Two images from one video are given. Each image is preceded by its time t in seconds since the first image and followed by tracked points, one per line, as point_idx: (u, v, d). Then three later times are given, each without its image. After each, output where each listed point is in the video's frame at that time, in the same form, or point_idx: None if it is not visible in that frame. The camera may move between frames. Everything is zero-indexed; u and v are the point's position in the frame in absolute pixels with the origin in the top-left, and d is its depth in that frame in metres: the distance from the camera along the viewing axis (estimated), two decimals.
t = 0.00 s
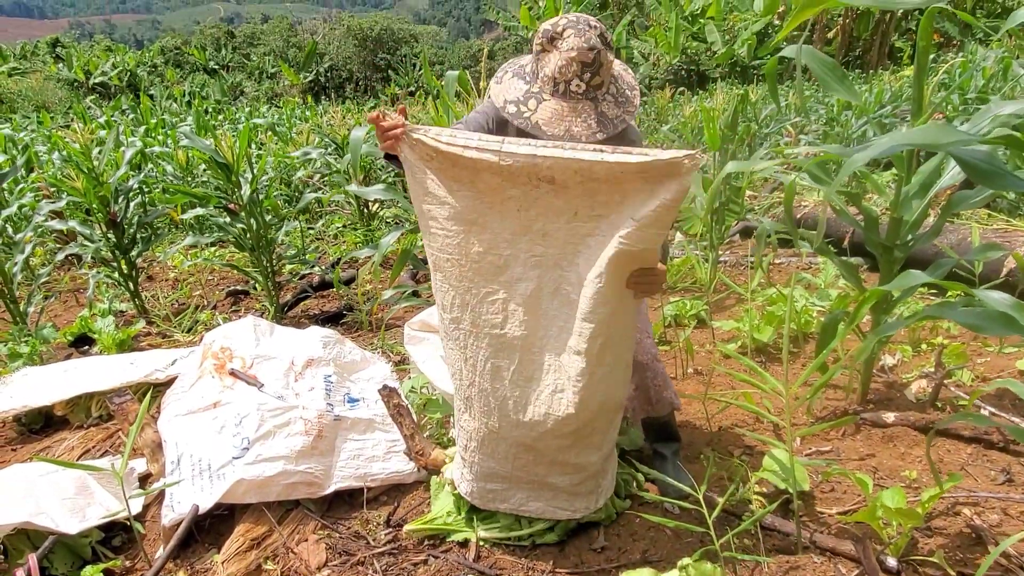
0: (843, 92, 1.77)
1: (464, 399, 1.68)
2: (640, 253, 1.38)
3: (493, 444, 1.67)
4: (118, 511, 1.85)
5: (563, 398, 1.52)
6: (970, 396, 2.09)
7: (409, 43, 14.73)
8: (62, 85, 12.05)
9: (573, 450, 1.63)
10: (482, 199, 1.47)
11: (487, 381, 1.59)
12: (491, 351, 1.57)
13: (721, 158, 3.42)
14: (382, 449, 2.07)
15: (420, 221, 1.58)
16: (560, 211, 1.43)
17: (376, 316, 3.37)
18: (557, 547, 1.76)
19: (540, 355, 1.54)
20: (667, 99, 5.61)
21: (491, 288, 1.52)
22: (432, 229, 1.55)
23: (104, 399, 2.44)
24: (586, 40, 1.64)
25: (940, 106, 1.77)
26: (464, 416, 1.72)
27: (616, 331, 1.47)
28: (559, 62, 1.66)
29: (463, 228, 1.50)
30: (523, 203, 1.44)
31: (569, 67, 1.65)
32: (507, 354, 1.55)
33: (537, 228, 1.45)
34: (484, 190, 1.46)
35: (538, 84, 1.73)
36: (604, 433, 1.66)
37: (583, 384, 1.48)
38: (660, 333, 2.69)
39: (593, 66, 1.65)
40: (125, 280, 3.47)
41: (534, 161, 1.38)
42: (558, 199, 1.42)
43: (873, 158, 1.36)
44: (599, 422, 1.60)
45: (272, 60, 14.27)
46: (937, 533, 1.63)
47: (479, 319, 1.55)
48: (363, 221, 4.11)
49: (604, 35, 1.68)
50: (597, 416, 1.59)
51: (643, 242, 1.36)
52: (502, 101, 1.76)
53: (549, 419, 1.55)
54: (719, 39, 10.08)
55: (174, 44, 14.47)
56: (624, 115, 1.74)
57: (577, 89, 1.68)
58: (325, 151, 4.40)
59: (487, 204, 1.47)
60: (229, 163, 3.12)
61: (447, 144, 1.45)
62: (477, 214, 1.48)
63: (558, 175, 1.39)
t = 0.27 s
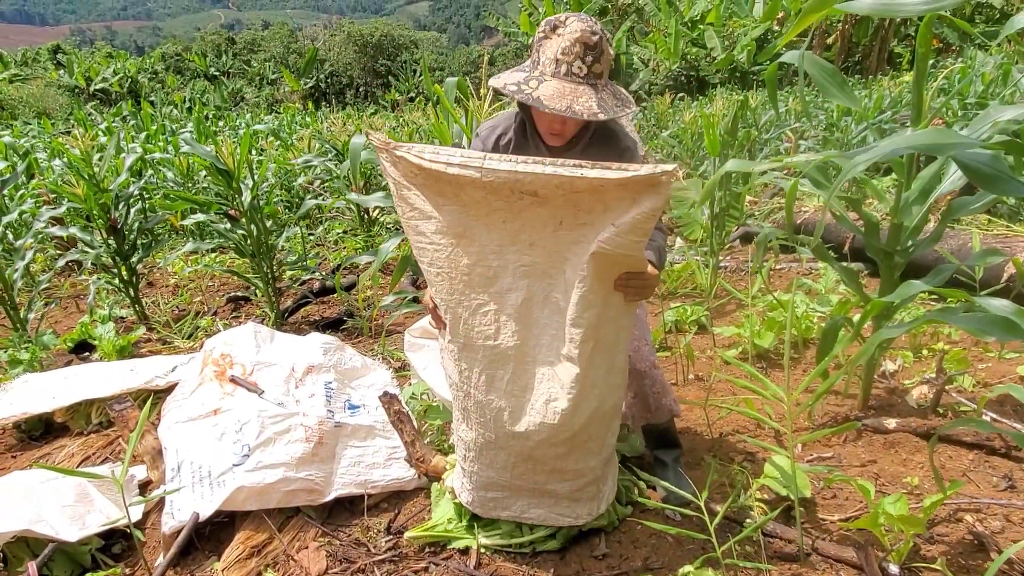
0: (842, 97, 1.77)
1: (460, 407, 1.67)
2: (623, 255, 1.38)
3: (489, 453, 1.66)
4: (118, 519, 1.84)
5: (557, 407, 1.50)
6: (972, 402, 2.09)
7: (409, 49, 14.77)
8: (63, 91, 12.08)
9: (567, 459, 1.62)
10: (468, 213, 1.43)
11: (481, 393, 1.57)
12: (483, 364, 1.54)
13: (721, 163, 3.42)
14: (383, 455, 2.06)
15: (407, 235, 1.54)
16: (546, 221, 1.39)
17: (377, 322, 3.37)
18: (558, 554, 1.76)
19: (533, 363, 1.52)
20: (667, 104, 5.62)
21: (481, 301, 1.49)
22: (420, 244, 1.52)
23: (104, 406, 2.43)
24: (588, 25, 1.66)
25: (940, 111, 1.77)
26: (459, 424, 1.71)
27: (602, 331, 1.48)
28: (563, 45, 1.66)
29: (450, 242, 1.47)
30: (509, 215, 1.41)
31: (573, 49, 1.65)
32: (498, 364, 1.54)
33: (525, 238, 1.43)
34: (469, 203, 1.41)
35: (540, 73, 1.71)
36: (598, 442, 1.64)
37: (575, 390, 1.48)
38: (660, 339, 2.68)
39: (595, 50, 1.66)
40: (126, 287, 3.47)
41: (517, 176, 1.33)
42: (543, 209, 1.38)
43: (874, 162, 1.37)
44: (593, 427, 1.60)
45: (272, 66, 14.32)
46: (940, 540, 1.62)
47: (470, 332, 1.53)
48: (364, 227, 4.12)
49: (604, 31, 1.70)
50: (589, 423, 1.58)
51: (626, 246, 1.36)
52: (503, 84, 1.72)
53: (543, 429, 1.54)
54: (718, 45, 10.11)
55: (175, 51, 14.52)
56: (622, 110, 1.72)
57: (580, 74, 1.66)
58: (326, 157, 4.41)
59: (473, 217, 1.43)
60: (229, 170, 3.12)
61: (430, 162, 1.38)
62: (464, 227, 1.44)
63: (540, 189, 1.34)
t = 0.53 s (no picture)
0: (841, 106, 1.78)
1: (455, 386, 1.63)
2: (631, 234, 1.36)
3: (487, 436, 1.61)
4: (116, 529, 1.84)
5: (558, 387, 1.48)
6: (974, 411, 2.08)
7: (409, 58, 14.83)
8: (65, 100, 12.12)
9: (569, 442, 1.58)
10: (465, 188, 1.38)
11: (478, 370, 1.52)
12: (483, 338, 1.49)
13: (721, 172, 3.43)
14: (383, 465, 2.06)
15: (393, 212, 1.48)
16: (546, 196, 1.34)
17: (377, 331, 3.36)
18: (560, 567, 1.75)
19: (535, 340, 1.49)
20: (666, 113, 5.63)
21: (480, 275, 1.44)
22: (413, 221, 1.46)
23: (103, 416, 2.43)
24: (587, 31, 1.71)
25: (939, 120, 1.78)
26: (456, 406, 1.66)
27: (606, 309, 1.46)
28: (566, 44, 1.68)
29: (444, 218, 1.42)
30: (505, 190, 1.35)
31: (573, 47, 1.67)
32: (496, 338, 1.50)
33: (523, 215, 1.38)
34: (465, 179, 1.37)
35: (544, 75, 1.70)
36: (602, 424, 1.60)
37: (578, 368, 1.46)
38: (661, 347, 2.68)
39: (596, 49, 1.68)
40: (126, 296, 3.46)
41: (513, 161, 1.28)
42: (542, 186, 1.33)
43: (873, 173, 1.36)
44: (597, 412, 1.56)
45: (273, 76, 14.37)
46: (943, 550, 1.61)
47: (472, 304, 1.48)
48: (365, 236, 4.12)
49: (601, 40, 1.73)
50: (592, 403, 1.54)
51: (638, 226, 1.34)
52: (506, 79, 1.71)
53: (542, 410, 1.51)
54: (718, 54, 10.15)
55: (176, 60, 14.59)
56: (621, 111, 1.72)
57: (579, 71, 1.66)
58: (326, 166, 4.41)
59: (470, 192, 1.39)
60: (230, 179, 3.12)
61: (419, 143, 1.33)
62: (459, 202, 1.40)
63: (539, 171, 1.29)
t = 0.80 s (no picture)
0: (840, 114, 1.78)
1: (434, 351, 1.54)
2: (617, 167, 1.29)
3: (463, 401, 1.51)
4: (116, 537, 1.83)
5: (536, 340, 1.37)
6: (975, 418, 2.08)
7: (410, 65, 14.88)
8: (66, 107, 12.15)
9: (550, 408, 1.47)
10: (451, 117, 1.34)
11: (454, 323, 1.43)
12: (459, 286, 1.41)
13: (721, 178, 3.43)
14: (383, 473, 2.05)
15: (375, 142, 1.43)
16: (534, 129, 1.30)
17: (378, 338, 3.36)
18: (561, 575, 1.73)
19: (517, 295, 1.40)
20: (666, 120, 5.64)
21: (461, 213, 1.38)
22: (393, 151, 1.41)
23: (103, 423, 2.42)
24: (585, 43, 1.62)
25: (938, 126, 1.78)
26: (435, 372, 1.57)
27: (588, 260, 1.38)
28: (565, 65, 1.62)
29: (427, 149, 1.37)
30: (492, 121, 1.31)
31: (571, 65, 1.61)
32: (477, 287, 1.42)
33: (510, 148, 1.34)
34: (453, 108, 1.33)
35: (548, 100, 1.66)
36: (587, 391, 1.49)
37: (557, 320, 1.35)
38: (662, 354, 2.67)
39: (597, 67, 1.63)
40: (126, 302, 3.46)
41: (499, 81, 1.25)
42: (530, 117, 1.29)
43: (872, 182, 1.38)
44: (580, 377, 1.45)
45: (273, 83, 14.42)
46: (945, 558, 1.61)
47: (452, 251, 1.41)
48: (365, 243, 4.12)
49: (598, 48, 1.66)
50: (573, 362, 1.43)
51: (623, 159, 1.27)
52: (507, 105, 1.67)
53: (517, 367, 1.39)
54: (717, 60, 10.19)
55: (178, 67, 14.63)
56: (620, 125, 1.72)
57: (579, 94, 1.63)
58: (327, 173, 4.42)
59: (456, 123, 1.34)
60: (231, 186, 3.12)
61: (404, 61, 1.29)
62: (444, 134, 1.36)
63: (526, 94, 1.25)
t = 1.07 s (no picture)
0: (837, 119, 1.78)
1: (408, 351, 1.60)
2: (576, 152, 1.40)
3: (435, 395, 1.55)
4: (113, 544, 1.83)
5: (505, 323, 1.42)
6: (975, 422, 2.07)
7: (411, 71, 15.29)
8: (67, 113, 12.16)
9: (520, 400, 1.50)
10: (421, 109, 1.44)
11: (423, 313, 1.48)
12: (428, 273, 1.46)
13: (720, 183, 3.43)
14: (381, 478, 2.04)
15: (346, 130, 1.50)
16: (500, 118, 1.41)
17: (377, 342, 3.36)
18: None
19: (484, 283, 1.47)
20: (666, 124, 5.64)
21: (430, 198, 1.44)
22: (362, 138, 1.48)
23: (102, 429, 2.42)
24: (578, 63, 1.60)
25: (935, 130, 1.78)
26: (409, 371, 1.63)
27: (555, 248, 1.46)
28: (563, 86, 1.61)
29: (398, 137, 1.45)
30: (461, 110, 1.42)
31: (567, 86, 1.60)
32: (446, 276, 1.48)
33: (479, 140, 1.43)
34: (421, 98, 1.43)
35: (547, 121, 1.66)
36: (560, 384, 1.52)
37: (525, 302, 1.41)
38: (661, 358, 2.67)
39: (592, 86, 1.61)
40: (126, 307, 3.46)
41: (461, 66, 1.36)
42: (495, 105, 1.40)
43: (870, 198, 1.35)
44: (550, 366, 1.49)
45: (274, 87, 14.44)
46: (944, 563, 1.60)
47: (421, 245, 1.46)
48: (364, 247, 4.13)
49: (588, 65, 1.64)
50: (542, 347, 1.48)
51: (580, 142, 1.38)
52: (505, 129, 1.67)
53: (487, 351, 1.43)
54: (717, 64, 10.20)
55: (179, 72, 14.67)
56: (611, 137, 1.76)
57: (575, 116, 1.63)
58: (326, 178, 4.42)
59: (425, 113, 1.44)
60: (230, 190, 3.13)
61: (373, 52, 1.41)
62: (413, 123, 1.45)
63: (489, 81, 1.37)
